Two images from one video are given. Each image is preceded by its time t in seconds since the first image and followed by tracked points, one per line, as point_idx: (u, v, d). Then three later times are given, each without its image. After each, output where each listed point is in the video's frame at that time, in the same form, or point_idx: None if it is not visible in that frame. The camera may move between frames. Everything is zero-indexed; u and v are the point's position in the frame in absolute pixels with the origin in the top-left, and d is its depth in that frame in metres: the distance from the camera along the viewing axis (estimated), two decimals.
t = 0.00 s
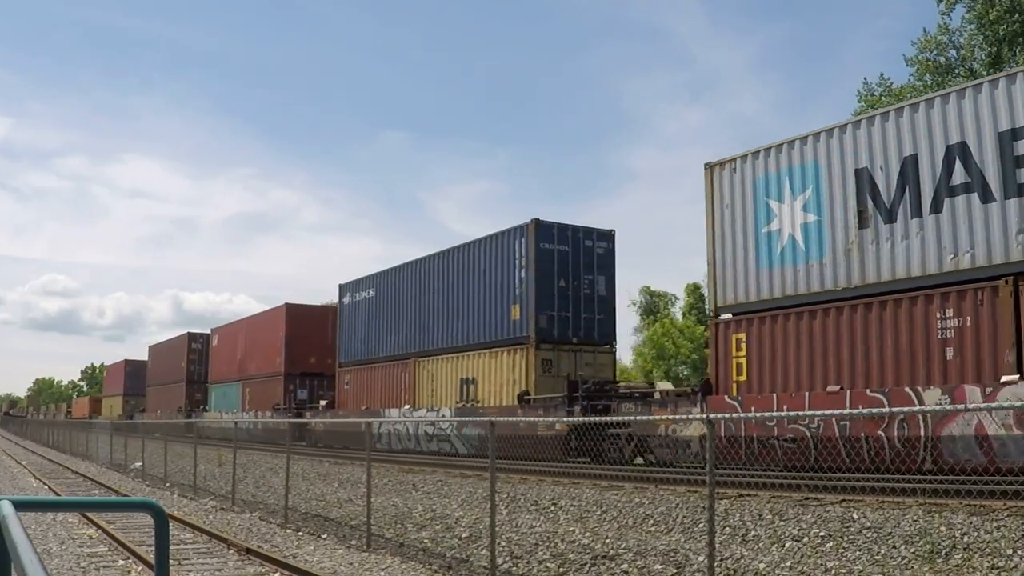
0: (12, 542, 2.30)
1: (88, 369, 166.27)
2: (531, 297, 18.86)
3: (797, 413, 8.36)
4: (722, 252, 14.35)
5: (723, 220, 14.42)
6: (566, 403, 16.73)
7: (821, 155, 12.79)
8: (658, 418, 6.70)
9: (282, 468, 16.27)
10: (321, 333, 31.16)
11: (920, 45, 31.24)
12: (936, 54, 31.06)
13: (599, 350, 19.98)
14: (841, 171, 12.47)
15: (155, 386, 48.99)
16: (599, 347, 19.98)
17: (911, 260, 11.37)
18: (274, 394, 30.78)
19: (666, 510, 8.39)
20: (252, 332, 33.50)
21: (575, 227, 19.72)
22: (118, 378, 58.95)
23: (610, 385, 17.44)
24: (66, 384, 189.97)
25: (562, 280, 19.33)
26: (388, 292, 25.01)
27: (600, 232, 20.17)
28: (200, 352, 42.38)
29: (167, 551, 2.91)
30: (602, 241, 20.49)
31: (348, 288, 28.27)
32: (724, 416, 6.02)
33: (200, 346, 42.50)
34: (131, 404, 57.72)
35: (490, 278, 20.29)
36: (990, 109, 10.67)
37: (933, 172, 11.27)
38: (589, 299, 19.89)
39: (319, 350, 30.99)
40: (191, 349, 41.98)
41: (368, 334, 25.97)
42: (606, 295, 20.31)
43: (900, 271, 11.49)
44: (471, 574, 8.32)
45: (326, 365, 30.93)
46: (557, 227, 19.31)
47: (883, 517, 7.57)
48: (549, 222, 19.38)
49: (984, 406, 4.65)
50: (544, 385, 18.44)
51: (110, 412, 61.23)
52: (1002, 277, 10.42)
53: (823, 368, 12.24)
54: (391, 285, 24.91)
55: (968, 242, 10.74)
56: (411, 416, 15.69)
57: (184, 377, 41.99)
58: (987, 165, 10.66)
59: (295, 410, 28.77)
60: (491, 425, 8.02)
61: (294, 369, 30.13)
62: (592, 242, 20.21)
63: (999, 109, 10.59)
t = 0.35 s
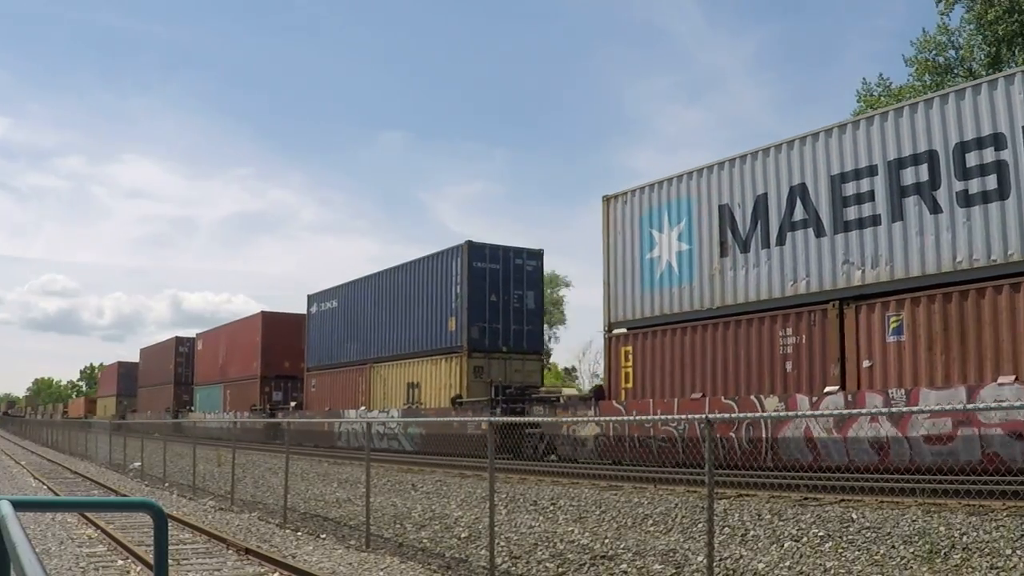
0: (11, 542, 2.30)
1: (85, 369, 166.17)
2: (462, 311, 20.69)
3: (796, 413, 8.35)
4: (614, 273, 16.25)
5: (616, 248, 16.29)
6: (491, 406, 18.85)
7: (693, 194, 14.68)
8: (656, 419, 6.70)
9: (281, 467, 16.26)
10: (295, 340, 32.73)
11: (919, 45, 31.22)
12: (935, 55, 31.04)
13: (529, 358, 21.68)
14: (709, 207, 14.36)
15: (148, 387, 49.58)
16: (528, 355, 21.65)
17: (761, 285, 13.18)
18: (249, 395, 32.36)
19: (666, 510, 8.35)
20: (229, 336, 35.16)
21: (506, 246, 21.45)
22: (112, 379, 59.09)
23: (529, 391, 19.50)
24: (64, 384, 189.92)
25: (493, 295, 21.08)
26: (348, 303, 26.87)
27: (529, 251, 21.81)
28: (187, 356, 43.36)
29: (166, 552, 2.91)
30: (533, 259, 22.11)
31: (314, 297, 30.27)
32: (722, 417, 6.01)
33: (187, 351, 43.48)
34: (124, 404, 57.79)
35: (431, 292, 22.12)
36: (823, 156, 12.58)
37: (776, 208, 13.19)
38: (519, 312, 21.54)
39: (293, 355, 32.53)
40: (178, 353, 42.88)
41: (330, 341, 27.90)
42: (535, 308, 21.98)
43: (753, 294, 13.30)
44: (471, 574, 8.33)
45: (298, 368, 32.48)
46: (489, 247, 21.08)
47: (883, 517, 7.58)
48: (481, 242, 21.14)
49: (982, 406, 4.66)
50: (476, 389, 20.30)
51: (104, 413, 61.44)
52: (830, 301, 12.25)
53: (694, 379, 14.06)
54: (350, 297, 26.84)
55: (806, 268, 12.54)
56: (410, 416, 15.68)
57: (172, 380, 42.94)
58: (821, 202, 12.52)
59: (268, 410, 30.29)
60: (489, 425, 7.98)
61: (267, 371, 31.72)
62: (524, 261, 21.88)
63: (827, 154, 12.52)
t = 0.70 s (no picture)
0: (11, 542, 2.29)
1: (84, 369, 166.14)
2: (410, 322, 23.62)
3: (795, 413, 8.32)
4: (531, 292, 18.59)
5: (533, 271, 18.73)
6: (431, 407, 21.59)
7: (593, 224, 17.04)
8: (654, 420, 6.68)
9: (281, 467, 16.22)
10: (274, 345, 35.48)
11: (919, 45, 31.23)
12: (935, 55, 31.04)
13: (470, 364, 24.70)
14: (606, 235, 16.67)
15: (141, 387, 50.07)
16: (471, 361, 24.71)
17: (646, 304, 15.43)
18: (230, 397, 34.85)
19: (666, 510, 8.32)
20: (213, 342, 37.75)
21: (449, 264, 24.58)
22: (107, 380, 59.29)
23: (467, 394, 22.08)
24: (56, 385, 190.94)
25: (438, 307, 24.19)
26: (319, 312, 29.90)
27: (471, 267, 25.01)
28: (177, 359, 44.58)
29: (166, 552, 2.91)
30: (475, 274, 25.25)
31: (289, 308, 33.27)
32: (722, 416, 5.98)
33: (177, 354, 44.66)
34: (119, 404, 57.89)
35: (385, 304, 25.04)
36: (697, 193, 14.82)
37: (655, 238, 15.51)
38: (462, 323, 24.64)
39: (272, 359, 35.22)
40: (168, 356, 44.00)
41: (304, 346, 30.88)
42: (477, 319, 25.11)
43: (638, 312, 15.58)
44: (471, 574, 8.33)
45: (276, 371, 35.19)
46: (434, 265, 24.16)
47: (883, 517, 7.56)
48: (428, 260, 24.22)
49: (980, 405, 4.64)
50: (420, 390, 23.05)
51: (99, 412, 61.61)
52: (700, 319, 14.43)
53: (592, 385, 16.17)
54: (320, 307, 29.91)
55: (682, 289, 14.73)
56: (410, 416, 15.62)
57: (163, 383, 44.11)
58: (692, 233, 14.77)
59: (247, 411, 32.80)
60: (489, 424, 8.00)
61: (248, 375, 34.32)
62: (466, 276, 25.06)
63: (695, 192, 14.87)
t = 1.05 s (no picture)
0: (11, 542, 2.29)
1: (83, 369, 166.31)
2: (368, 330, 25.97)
3: (794, 413, 8.34)
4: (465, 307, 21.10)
5: (467, 288, 21.24)
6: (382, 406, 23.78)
7: (515, 246, 19.57)
8: (653, 420, 6.66)
9: (281, 467, 16.20)
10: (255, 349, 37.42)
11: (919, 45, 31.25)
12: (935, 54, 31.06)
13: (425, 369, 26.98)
14: (525, 257, 19.18)
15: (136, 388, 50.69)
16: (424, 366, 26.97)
17: (557, 318, 17.87)
18: (213, 398, 36.64)
19: (665, 510, 8.33)
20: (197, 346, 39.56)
21: (403, 277, 26.95)
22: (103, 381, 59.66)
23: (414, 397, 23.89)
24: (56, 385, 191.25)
25: (393, 316, 26.52)
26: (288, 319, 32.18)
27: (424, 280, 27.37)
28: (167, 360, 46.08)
29: (166, 552, 2.91)
30: (428, 287, 27.62)
31: (264, 315, 35.48)
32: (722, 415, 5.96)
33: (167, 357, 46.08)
34: (114, 404, 58.10)
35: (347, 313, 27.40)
36: (597, 222, 17.28)
37: (564, 260, 18.01)
38: (416, 331, 26.94)
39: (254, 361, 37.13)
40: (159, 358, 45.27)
41: (276, 351, 32.98)
42: (430, 328, 27.44)
43: (550, 325, 18.02)
44: (471, 574, 8.33)
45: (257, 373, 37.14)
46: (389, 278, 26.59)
47: (883, 517, 7.56)
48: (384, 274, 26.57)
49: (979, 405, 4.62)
50: (375, 392, 25.36)
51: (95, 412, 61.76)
52: (599, 332, 16.86)
53: (516, 391, 18.58)
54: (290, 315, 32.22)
55: (586, 307, 17.16)
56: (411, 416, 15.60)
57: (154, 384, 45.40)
58: (594, 256, 17.22)
59: (228, 412, 34.72)
60: (490, 423, 7.99)
61: (230, 377, 36.14)
62: (420, 287, 27.43)
63: (596, 221, 17.37)
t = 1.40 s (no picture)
0: (10, 542, 2.29)
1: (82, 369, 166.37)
2: (331, 338, 27.91)
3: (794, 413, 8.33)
4: (413, 319, 23.13)
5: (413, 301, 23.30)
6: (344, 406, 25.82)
7: (453, 265, 21.58)
8: (652, 420, 6.67)
9: (281, 468, 16.20)
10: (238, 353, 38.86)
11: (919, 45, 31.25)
12: (935, 54, 31.05)
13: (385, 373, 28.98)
14: (461, 275, 21.13)
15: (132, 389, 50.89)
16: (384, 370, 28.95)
17: (485, 330, 19.78)
18: (199, 400, 38.01)
19: (665, 510, 8.34)
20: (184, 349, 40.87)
21: (366, 289, 28.82)
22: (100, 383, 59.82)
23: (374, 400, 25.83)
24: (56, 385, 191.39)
25: (355, 325, 28.43)
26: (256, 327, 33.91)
27: (385, 291, 29.26)
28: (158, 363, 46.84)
29: (166, 552, 2.91)
30: (388, 297, 29.50)
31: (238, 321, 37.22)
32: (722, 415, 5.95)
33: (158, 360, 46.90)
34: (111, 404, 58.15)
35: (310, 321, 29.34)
36: (518, 245, 19.18)
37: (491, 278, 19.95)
38: (376, 338, 28.89)
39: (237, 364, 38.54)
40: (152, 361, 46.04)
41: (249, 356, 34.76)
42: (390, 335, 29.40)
43: (479, 337, 19.92)
44: (470, 574, 8.32)
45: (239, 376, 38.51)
46: (353, 290, 28.37)
47: (883, 517, 7.56)
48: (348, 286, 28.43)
49: (982, 405, 4.61)
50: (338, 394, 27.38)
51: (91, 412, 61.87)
52: (518, 344, 18.75)
53: (452, 393, 20.48)
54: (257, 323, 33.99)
55: (508, 321, 19.03)
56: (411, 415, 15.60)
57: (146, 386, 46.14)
58: (515, 275, 19.11)
59: (210, 412, 36.32)
60: (490, 424, 7.96)
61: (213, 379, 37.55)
62: (381, 299, 29.25)
63: (515, 244, 19.30)
